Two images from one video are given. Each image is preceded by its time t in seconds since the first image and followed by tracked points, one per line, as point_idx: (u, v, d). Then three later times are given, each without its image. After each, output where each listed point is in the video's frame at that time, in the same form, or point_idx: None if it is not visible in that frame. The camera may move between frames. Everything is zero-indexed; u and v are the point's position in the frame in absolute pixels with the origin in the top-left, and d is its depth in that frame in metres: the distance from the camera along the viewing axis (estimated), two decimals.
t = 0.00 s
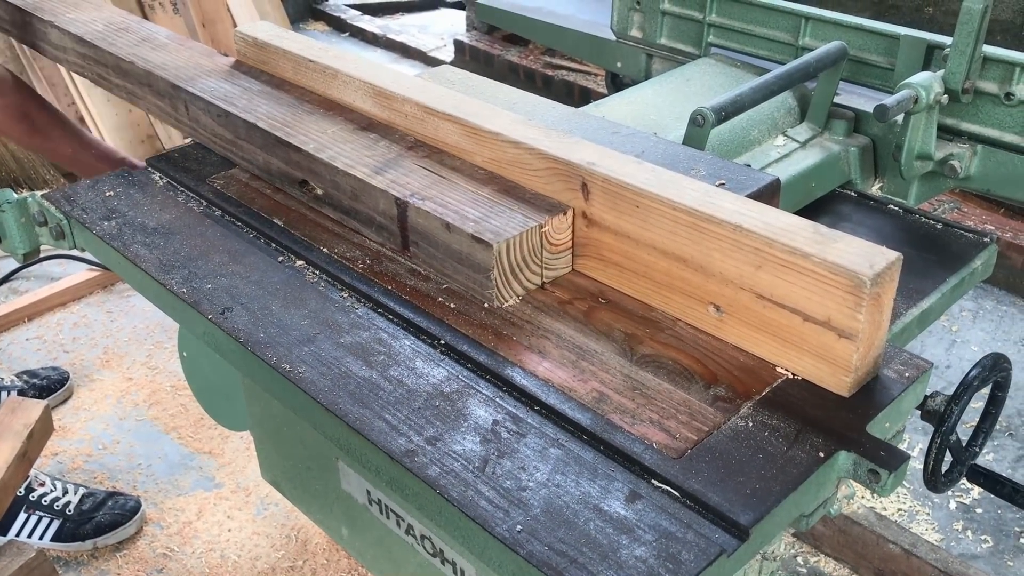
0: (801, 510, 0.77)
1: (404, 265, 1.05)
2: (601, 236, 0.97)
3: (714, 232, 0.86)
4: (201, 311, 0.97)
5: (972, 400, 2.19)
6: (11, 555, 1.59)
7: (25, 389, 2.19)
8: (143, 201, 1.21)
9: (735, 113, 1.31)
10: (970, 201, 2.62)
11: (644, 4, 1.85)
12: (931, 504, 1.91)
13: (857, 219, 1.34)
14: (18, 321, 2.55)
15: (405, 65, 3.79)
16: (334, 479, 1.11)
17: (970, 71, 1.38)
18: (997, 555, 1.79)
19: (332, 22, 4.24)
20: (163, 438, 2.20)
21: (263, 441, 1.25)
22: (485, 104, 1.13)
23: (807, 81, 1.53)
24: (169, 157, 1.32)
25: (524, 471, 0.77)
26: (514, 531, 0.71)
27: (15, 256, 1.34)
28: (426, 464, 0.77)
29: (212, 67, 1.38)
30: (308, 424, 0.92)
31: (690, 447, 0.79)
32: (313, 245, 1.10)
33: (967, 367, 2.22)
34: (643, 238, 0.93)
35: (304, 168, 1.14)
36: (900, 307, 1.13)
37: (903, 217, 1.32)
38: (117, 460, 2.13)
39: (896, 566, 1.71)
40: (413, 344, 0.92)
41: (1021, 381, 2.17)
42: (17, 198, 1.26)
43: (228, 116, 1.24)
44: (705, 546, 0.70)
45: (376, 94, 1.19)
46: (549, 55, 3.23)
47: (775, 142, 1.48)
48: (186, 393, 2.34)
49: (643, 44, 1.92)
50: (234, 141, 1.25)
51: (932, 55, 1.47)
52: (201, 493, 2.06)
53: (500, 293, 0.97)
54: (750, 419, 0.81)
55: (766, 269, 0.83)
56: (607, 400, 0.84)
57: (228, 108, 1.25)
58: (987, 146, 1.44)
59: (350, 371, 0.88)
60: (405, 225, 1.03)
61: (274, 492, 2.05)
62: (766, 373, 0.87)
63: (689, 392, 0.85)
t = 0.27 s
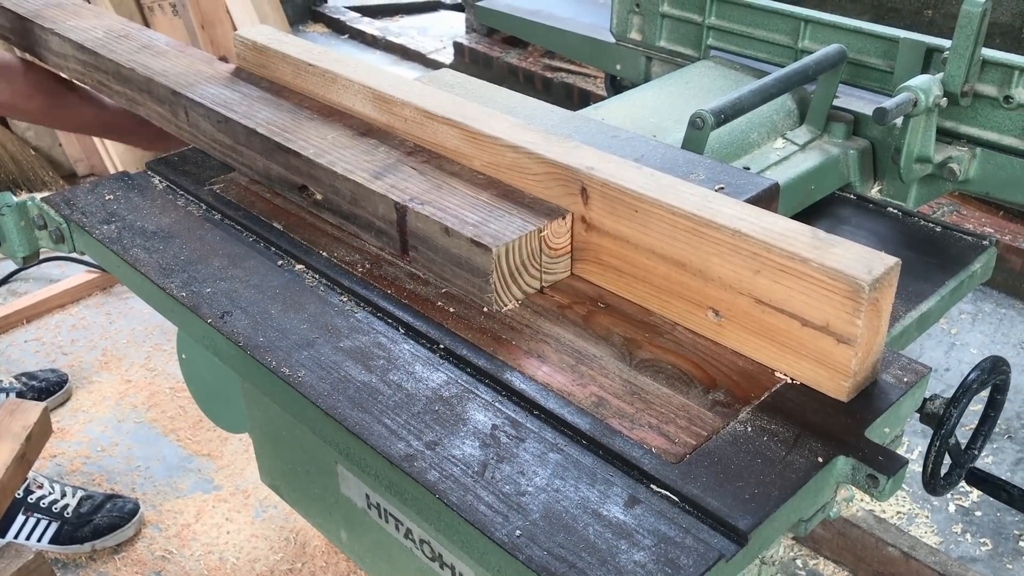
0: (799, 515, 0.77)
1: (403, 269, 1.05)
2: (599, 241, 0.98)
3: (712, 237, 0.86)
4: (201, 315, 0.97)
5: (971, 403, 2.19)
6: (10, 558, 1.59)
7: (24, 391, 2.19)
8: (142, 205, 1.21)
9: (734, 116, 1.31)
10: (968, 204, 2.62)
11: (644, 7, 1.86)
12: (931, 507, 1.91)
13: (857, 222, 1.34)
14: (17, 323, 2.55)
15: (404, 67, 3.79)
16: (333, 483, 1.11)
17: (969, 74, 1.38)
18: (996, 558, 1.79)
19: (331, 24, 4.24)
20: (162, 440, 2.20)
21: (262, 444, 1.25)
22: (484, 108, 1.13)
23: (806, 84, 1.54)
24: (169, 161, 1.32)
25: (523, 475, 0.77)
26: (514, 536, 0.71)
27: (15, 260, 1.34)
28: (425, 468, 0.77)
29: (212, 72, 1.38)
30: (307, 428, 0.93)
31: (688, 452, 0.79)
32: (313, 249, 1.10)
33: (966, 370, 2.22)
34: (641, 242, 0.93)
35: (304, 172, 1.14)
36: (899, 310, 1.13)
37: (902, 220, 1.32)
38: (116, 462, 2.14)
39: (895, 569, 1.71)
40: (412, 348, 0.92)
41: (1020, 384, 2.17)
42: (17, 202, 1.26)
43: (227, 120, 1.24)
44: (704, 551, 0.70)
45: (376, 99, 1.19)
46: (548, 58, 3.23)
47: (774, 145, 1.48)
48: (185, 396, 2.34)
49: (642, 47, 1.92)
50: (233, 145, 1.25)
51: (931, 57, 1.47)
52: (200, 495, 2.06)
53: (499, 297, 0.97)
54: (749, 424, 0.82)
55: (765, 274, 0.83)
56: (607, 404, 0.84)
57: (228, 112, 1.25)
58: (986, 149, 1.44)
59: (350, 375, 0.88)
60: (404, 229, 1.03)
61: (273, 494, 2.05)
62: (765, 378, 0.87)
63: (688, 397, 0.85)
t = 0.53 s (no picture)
0: (799, 515, 0.78)
1: (403, 271, 1.06)
2: (599, 241, 0.98)
3: (711, 238, 0.86)
4: (202, 317, 0.98)
5: (971, 403, 2.19)
6: (11, 559, 1.59)
7: (25, 393, 2.19)
8: (143, 207, 1.21)
9: (734, 117, 1.32)
10: (968, 204, 2.62)
11: (643, 9, 1.86)
12: (931, 507, 1.91)
13: (856, 223, 1.34)
14: (18, 325, 2.55)
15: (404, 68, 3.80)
16: (334, 484, 1.11)
17: (968, 75, 1.38)
18: (996, 558, 1.79)
19: (332, 26, 4.25)
20: (163, 441, 2.20)
21: (263, 445, 1.26)
22: (484, 110, 1.14)
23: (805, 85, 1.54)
24: (169, 163, 1.32)
25: (523, 476, 0.77)
26: (514, 536, 0.71)
27: (16, 262, 1.35)
28: (425, 469, 0.77)
29: (213, 75, 1.38)
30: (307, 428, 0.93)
31: (688, 452, 0.79)
32: (313, 250, 1.10)
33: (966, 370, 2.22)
34: (641, 243, 0.93)
35: (305, 174, 1.14)
36: (898, 311, 1.13)
37: (901, 221, 1.33)
38: (117, 464, 2.14)
39: (895, 570, 1.71)
40: (413, 350, 0.92)
41: (1020, 384, 2.17)
42: (19, 204, 1.27)
43: (228, 123, 1.24)
44: (703, 551, 0.70)
45: (376, 101, 1.19)
46: (548, 59, 3.23)
47: (774, 145, 1.49)
48: (185, 397, 2.34)
49: (642, 48, 1.92)
50: (233, 147, 1.25)
51: (930, 58, 1.47)
52: (201, 497, 2.06)
53: (498, 298, 0.97)
54: (748, 425, 0.82)
55: (764, 275, 0.83)
56: (607, 405, 0.84)
57: (229, 115, 1.25)
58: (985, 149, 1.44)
59: (350, 377, 0.88)
60: (403, 231, 1.03)
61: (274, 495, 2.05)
62: (764, 378, 0.88)
63: (687, 397, 0.85)
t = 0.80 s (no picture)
0: (798, 520, 0.78)
1: (404, 277, 1.06)
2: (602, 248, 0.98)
3: (711, 244, 0.87)
4: (203, 323, 0.98)
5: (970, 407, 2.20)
6: (11, 565, 1.59)
7: (25, 398, 2.19)
8: (144, 214, 1.22)
9: (732, 123, 1.32)
10: (967, 208, 2.63)
11: (642, 14, 1.86)
12: (930, 511, 1.92)
13: (854, 228, 1.34)
14: (18, 331, 2.56)
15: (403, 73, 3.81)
16: (334, 489, 1.11)
17: (966, 80, 1.39)
18: (996, 562, 1.80)
19: (331, 31, 4.26)
20: (164, 446, 2.20)
21: (263, 451, 1.26)
22: (484, 116, 1.14)
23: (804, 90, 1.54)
24: (170, 169, 1.33)
25: (524, 482, 0.77)
26: (515, 542, 0.71)
27: (17, 268, 1.35)
28: (426, 475, 0.78)
29: (215, 82, 1.39)
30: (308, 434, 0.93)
31: (688, 458, 0.79)
32: (314, 257, 1.10)
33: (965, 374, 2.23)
34: (641, 249, 0.94)
35: (306, 181, 1.15)
36: (897, 315, 1.14)
37: (900, 225, 1.33)
38: (117, 469, 2.14)
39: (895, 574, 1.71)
40: (413, 356, 0.93)
41: (1019, 388, 2.17)
42: (20, 211, 1.27)
43: (229, 130, 1.24)
44: (703, 557, 0.70)
45: (376, 107, 1.19)
46: (547, 64, 3.24)
47: (772, 151, 1.49)
48: (185, 402, 2.34)
49: (641, 54, 1.93)
50: (235, 154, 1.26)
51: (928, 63, 1.47)
52: (201, 502, 2.06)
53: (529, 319, 0.95)
54: (748, 430, 0.82)
55: (763, 281, 0.83)
56: (607, 411, 0.85)
57: (230, 122, 1.26)
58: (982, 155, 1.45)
59: (351, 383, 0.88)
60: (404, 238, 1.04)
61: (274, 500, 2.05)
62: (763, 384, 0.88)
63: (687, 403, 0.86)
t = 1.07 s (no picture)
0: (800, 524, 0.78)
1: (404, 280, 1.06)
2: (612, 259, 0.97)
3: (712, 247, 0.87)
4: (203, 326, 0.98)
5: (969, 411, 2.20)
6: (10, 568, 1.59)
7: (24, 401, 2.19)
8: (145, 216, 1.21)
9: (733, 126, 1.32)
10: (966, 212, 2.64)
11: (642, 18, 1.87)
12: (930, 515, 1.92)
13: (854, 231, 1.34)
14: (16, 333, 2.55)
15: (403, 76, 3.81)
16: (334, 492, 1.11)
17: (966, 84, 1.39)
18: (995, 566, 1.79)
19: (331, 34, 4.26)
20: (163, 449, 2.20)
21: (263, 454, 1.26)
22: (484, 119, 1.14)
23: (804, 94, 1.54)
24: (170, 172, 1.33)
25: (525, 486, 0.77)
26: (516, 546, 0.71)
27: (16, 270, 1.34)
28: (427, 478, 0.77)
29: (216, 85, 1.39)
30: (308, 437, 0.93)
31: (689, 461, 0.79)
32: (314, 260, 1.10)
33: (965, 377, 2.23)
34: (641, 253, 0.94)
35: (306, 184, 1.15)
36: (898, 319, 1.14)
37: (900, 229, 1.33)
38: (116, 472, 2.13)
39: None
40: (413, 359, 0.93)
41: (1018, 392, 2.18)
42: (20, 212, 1.27)
43: (229, 132, 1.24)
44: (705, 561, 0.70)
45: (377, 110, 1.19)
46: (547, 67, 3.24)
47: (772, 154, 1.49)
48: (184, 405, 2.34)
49: (641, 57, 1.93)
50: (236, 157, 1.26)
51: (928, 68, 1.48)
52: (200, 504, 2.06)
53: (597, 358, 0.88)
54: (749, 434, 0.82)
55: (764, 284, 0.83)
56: (607, 415, 0.85)
57: (231, 125, 1.25)
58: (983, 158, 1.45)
59: (351, 386, 0.88)
60: (404, 241, 1.03)
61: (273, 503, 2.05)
62: (764, 388, 0.88)
63: (687, 407, 0.85)
